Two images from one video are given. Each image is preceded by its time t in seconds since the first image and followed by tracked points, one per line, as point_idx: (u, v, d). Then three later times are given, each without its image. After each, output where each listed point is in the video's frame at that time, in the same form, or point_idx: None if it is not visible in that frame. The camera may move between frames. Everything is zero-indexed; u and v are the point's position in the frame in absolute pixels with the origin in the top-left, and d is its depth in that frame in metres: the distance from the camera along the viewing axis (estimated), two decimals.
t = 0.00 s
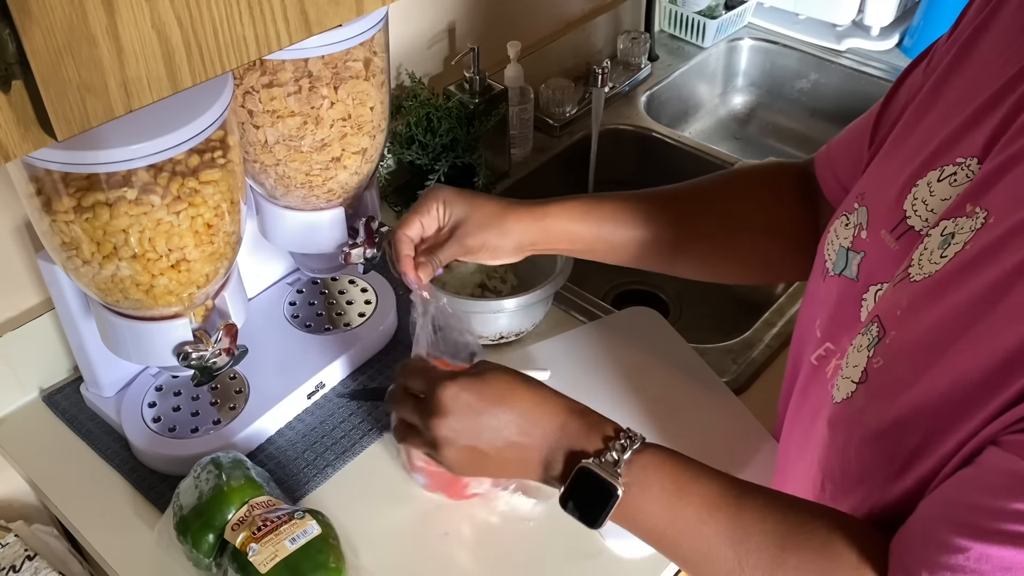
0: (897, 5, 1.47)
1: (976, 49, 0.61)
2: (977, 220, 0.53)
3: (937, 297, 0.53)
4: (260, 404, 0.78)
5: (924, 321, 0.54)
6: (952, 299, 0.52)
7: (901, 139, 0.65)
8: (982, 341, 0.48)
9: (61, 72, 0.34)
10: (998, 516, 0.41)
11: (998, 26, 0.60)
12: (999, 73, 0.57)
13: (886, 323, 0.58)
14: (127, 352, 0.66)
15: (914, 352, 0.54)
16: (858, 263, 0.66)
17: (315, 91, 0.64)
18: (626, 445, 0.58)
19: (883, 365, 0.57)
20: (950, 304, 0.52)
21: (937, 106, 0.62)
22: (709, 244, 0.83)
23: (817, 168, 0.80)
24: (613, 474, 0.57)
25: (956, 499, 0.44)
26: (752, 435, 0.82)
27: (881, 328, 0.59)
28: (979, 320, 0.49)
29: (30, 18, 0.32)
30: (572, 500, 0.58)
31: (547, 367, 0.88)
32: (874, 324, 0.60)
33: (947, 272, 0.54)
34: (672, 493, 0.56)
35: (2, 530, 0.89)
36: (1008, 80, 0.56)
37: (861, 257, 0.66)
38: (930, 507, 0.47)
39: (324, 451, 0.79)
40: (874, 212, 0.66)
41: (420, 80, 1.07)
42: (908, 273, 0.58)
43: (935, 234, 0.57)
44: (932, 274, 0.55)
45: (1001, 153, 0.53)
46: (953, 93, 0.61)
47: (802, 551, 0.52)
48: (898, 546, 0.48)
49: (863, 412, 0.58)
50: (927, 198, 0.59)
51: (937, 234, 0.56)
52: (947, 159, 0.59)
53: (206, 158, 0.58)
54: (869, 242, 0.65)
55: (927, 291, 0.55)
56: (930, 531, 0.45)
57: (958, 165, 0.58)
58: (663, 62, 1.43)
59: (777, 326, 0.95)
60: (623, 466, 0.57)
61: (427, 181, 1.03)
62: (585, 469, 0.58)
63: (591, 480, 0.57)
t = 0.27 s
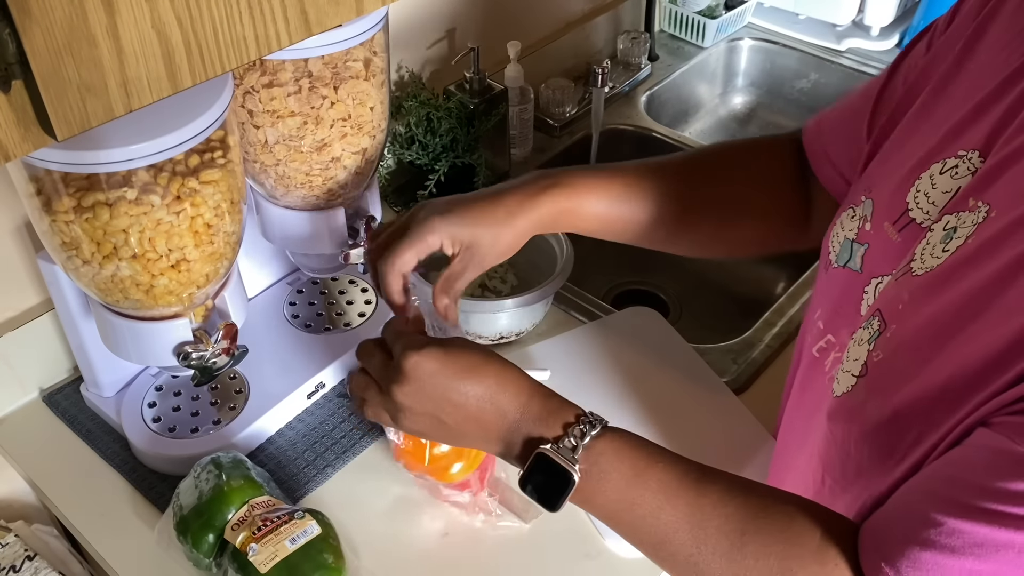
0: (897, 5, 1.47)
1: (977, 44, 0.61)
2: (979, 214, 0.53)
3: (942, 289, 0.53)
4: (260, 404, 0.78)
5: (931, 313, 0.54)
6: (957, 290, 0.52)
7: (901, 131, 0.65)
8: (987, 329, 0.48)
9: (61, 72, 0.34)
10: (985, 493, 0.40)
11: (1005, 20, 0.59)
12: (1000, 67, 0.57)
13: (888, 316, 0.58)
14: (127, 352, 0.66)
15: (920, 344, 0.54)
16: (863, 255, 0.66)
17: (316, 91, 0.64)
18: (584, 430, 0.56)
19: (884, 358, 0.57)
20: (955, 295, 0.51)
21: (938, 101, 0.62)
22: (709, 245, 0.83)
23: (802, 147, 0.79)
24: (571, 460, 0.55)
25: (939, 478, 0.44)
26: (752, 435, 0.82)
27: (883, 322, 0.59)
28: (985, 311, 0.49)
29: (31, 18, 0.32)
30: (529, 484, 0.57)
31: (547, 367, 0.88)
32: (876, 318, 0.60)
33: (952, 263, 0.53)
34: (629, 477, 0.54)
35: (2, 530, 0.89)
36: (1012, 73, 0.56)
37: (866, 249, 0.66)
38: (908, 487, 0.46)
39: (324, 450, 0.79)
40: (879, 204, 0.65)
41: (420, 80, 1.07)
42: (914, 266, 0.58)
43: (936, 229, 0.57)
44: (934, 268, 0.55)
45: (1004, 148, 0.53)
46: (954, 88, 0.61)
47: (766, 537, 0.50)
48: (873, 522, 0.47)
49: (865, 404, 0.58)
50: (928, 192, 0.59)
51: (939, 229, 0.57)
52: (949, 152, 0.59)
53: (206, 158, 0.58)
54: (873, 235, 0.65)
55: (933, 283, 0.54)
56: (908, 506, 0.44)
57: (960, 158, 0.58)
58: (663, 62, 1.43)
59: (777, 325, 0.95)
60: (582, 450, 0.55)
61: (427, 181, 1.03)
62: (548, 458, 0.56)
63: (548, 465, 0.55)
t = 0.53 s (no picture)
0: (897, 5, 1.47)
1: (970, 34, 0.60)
2: (974, 212, 0.52)
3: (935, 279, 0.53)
4: (261, 405, 0.78)
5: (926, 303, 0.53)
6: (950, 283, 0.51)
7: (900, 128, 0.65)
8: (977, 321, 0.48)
9: (62, 72, 0.34)
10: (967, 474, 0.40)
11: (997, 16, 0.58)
12: (995, 62, 0.57)
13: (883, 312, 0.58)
14: (126, 352, 0.65)
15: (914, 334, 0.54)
16: (864, 257, 0.66)
17: (315, 91, 0.64)
18: (527, 470, 0.57)
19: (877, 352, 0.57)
20: (946, 288, 0.51)
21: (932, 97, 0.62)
22: (709, 245, 0.83)
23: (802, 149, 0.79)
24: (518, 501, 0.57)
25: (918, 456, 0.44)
26: (752, 435, 0.82)
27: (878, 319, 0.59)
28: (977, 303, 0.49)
29: (31, 18, 0.32)
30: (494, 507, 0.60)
31: (548, 367, 0.88)
32: (871, 315, 0.60)
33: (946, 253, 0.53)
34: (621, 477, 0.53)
35: (2, 530, 0.89)
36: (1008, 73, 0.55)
37: (868, 251, 0.66)
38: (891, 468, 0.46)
39: (324, 451, 0.79)
40: (879, 206, 0.65)
41: (420, 80, 1.07)
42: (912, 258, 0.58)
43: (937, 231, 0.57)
44: (927, 264, 0.55)
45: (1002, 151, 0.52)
46: (943, 85, 0.61)
47: (729, 533, 0.50)
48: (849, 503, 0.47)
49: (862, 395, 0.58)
50: (927, 192, 0.59)
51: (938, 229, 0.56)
52: (947, 154, 0.58)
53: (206, 158, 0.58)
54: (875, 237, 0.65)
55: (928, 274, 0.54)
56: (888, 486, 0.44)
57: (956, 159, 0.57)
58: (663, 62, 1.43)
59: (776, 326, 0.95)
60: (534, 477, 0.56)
61: (427, 181, 1.03)
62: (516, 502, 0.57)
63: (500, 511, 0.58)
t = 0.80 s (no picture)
0: (897, 5, 1.47)
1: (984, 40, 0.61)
2: (957, 203, 0.53)
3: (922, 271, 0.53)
4: (261, 405, 0.78)
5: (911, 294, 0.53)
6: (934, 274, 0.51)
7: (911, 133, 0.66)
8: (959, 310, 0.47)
9: (62, 72, 0.34)
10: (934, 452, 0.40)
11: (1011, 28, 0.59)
12: (999, 63, 0.57)
13: (870, 305, 0.58)
14: (127, 352, 0.66)
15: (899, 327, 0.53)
16: (854, 246, 0.67)
17: (316, 91, 0.64)
18: (481, 469, 0.58)
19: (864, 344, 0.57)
20: (930, 279, 0.51)
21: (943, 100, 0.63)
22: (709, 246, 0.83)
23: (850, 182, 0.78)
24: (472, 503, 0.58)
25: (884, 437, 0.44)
26: (752, 435, 0.82)
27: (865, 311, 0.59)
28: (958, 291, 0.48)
29: (31, 18, 0.32)
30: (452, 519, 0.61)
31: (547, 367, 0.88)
32: (859, 307, 0.60)
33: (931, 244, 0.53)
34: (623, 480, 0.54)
35: (2, 531, 0.89)
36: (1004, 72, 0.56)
37: (858, 240, 0.66)
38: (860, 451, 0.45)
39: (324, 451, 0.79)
40: (874, 195, 0.66)
41: (420, 80, 1.07)
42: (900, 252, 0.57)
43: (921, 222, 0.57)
44: (911, 255, 0.55)
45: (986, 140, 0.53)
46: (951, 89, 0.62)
47: (699, 530, 0.50)
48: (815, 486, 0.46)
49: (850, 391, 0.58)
50: (913, 182, 0.60)
51: (923, 221, 0.56)
52: (935, 144, 0.60)
53: (206, 158, 0.58)
54: (865, 226, 0.66)
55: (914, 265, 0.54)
56: (854, 465, 0.44)
57: (942, 149, 0.58)
58: (663, 62, 1.43)
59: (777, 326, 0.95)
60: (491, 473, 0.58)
61: (427, 181, 1.03)
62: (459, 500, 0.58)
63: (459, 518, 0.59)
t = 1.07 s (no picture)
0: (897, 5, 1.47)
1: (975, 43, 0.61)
2: (973, 213, 0.53)
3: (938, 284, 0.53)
4: (261, 404, 0.78)
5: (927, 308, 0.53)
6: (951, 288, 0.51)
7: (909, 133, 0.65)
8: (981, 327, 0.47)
9: (62, 72, 0.34)
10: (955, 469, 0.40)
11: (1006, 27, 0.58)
12: (1000, 68, 0.57)
13: (882, 314, 0.58)
14: (127, 352, 0.66)
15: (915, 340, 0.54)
16: (865, 257, 0.66)
17: (316, 91, 0.64)
18: (496, 498, 0.56)
19: (877, 355, 0.58)
20: (948, 292, 0.51)
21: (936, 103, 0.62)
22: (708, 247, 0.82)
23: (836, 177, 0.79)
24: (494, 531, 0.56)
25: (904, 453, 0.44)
26: (752, 435, 0.82)
27: (877, 320, 0.59)
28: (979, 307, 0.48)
29: (31, 18, 0.32)
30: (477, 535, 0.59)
31: (548, 367, 0.88)
32: (870, 316, 0.60)
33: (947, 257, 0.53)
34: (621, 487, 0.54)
35: (3, 531, 0.88)
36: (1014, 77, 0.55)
37: (869, 252, 0.66)
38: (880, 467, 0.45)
39: (324, 450, 0.79)
40: (880, 205, 0.65)
41: (420, 80, 1.07)
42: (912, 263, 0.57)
43: (933, 229, 0.57)
44: (927, 265, 0.55)
45: (1002, 148, 0.52)
46: (944, 92, 0.62)
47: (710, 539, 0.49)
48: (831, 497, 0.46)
49: (863, 402, 0.58)
50: (926, 190, 0.60)
51: (935, 228, 0.56)
52: (948, 154, 0.59)
53: (206, 158, 0.58)
54: (876, 237, 0.65)
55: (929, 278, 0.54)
56: (869, 482, 0.44)
57: (957, 160, 0.57)
58: (663, 62, 1.43)
59: (777, 326, 0.95)
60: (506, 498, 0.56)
61: (427, 181, 1.03)
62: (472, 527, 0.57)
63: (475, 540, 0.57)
